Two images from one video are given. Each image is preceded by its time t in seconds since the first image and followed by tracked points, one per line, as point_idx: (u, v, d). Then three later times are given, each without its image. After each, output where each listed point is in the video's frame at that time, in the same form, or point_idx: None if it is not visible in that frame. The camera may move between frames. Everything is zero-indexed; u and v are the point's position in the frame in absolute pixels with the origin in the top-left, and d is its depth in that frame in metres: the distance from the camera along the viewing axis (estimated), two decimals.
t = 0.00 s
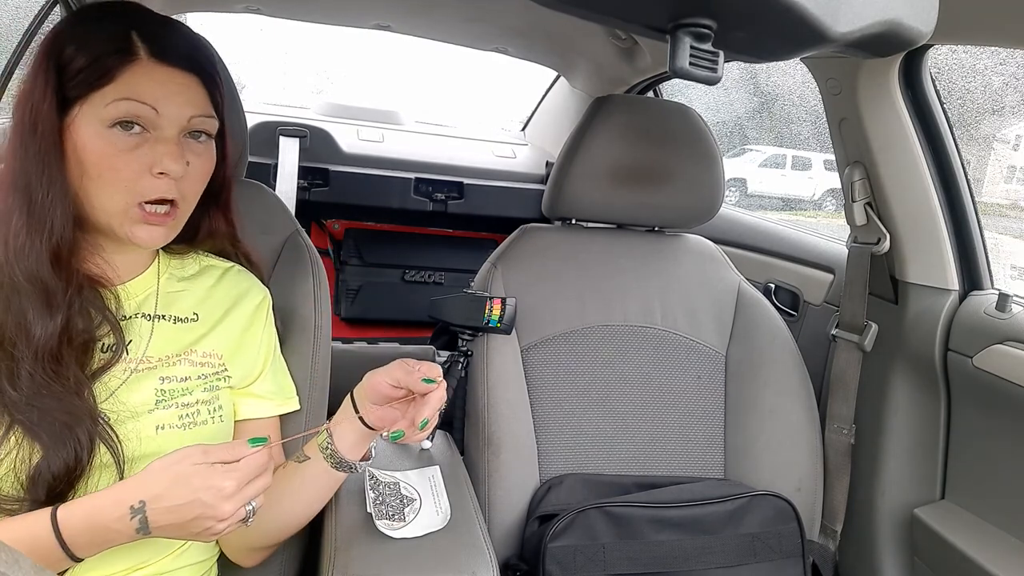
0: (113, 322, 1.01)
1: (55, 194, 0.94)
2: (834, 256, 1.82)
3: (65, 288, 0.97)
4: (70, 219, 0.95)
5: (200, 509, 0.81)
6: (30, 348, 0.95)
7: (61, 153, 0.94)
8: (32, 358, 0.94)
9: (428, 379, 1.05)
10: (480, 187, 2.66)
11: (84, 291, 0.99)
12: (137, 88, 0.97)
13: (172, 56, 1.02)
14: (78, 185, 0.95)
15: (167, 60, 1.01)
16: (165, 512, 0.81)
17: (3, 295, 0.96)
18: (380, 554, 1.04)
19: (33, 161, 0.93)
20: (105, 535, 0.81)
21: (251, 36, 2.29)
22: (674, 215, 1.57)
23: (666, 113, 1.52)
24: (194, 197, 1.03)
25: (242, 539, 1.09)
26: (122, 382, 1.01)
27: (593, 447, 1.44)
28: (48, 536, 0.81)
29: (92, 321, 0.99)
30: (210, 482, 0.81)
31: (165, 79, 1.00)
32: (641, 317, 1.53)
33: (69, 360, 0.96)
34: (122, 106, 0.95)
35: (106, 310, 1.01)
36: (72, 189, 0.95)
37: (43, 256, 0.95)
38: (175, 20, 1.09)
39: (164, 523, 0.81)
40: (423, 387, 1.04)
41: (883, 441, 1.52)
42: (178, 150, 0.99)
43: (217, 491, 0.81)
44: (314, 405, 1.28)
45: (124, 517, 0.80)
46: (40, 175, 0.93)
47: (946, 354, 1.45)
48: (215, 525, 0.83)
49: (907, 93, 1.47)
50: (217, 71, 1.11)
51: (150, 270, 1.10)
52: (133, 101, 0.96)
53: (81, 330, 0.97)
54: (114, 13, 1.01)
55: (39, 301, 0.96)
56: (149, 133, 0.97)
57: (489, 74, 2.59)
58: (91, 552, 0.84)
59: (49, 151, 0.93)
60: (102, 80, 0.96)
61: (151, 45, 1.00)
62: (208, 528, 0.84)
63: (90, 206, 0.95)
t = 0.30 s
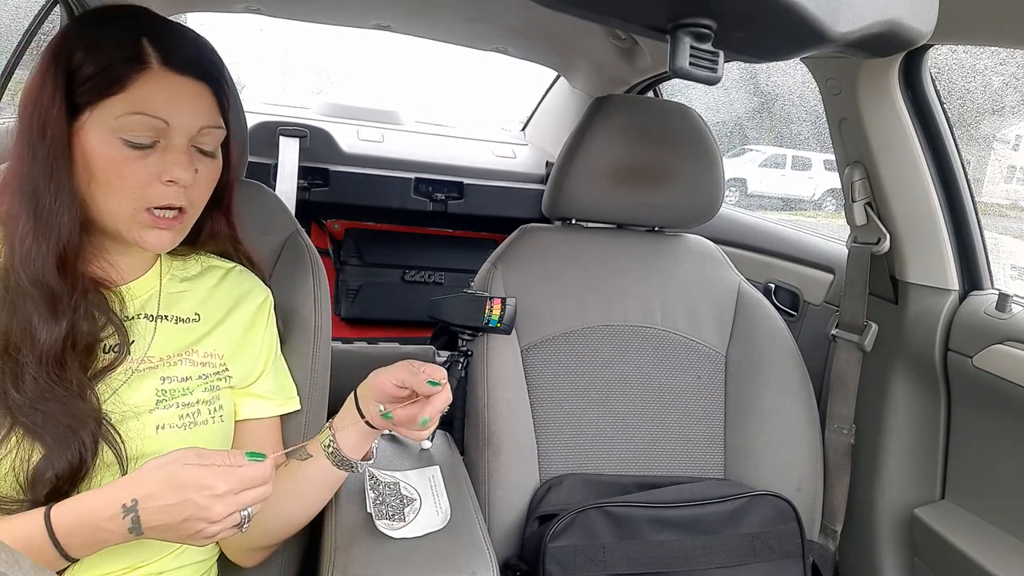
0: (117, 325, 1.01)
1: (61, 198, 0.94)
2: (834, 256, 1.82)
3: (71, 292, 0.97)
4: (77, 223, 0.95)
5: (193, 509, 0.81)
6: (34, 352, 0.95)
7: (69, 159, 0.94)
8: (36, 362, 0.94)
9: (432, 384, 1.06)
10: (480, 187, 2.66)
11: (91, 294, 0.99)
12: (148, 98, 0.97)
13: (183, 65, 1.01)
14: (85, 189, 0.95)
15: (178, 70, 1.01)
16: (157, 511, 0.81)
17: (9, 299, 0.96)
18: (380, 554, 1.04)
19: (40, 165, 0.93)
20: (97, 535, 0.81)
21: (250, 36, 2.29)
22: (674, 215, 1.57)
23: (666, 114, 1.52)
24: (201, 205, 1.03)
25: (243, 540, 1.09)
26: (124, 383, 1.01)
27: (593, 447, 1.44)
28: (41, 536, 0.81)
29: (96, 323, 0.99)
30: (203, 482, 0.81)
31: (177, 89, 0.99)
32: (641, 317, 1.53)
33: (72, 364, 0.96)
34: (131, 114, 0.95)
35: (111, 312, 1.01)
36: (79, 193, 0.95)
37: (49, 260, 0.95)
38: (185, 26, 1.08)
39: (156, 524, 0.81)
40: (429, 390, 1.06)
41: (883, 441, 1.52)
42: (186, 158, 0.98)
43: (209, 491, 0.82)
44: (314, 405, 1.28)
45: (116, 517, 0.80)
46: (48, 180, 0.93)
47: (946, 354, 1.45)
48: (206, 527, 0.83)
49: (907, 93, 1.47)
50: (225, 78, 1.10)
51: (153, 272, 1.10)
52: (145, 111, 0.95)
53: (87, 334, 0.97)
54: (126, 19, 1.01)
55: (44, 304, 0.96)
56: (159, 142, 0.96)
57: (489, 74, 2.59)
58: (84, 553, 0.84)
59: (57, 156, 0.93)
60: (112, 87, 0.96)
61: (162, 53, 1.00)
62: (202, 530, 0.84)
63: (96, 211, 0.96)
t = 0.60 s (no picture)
0: (126, 323, 1.01)
1: (76, 197, 0.94)
2: (834, 256, 1.82)
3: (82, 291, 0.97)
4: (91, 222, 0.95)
5: (219, 437, 0.73)
6: (47, 352, 0.94)
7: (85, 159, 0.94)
8: (50, 362, 0.94)
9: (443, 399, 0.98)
10: (480, 187, 2.66)
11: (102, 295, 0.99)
12: (166, 99, 0.97)
13: (198, 68, 1.02)
14: (100, 188, 0.95)
15: (194, 73, 1.01)
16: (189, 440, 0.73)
17: (20, 300, 0.95)
18: (380, 554, 1.04)
19: (55, 166, 0.93)
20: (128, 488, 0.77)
21: (250, 36, 2.29)
22: (674, 215, 1.57)
23: (666, 114, 1.52)
24: (213, 205, 1.04)
25: (245, 539, 1.08)
26: (130, 383, 1.02)
27: (593, 447, 1.44)
28: (68, 489, 0.77)
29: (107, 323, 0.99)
30: (232, 406, 0.73)
31: (194, 90, 1.00)
32: (641, 317, 1.53)
33: (85, 362, 0.96)
34: (149, 115, 0.95)
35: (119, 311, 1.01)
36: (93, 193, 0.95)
37: (61, 259, 0.95)
38: (195, 29, 1.08)
39: (182, 459, 0.73)
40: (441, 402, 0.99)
41: (883, 441, 1.52)
42: (202, 158, 0.99)
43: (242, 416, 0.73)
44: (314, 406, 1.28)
45: (142, 453, 0.74)
46: (63, 182, 0.93)
47: (946, 354, 1.45)
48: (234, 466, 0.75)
49: (907, 93, 1.47)
50: (234, 80, 1.11)
51: (157, 272, 1.10)
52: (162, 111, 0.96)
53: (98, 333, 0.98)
54: (141, 23, 1.01)
55: (57, 303, 0.95)
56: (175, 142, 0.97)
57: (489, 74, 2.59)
58: (117, 502, 0.79)
59: (72, 157, 0.93)
60: (130, 90, 0.96)
61: (178, 57, 1.01)
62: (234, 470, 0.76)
63: (110, 210, 0.96)
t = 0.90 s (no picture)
0: (139, 320, 1.02)
1: (96, 194, 0.94)
2: (834, 256, 1.82)
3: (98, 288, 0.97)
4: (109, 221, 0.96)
5: (226, 438, 0.80)
6: (64, 347, 0.94)
7: (105, 159, 0.94)
8: (67, 357, 0.94)
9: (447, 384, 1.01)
10: (479, 187, 2.66)
11: (117, 292, 0.99)
12: (187, 105, 0.98)
13: (218, 74, 1.02)
14: (119, 186, 0.96)
15: (215, 79, 1.02)
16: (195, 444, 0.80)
17: (35, 294, 0.95)
18: (380, 554, 1.04)
19: (76, 163, 0.93)
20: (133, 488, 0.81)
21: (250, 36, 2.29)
22: (674, 215, 1.57)
23: (666, 114, 1.52)
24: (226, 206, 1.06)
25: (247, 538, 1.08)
26: (140, 379, 1.03)
27: (592, 447, 1.44)
28: (77, 486, 0.79)
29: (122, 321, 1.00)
30: (243, 410, 0.82)
31: (214, 97, 1.00)
32: (641, 317, 1.53)
33: (100, 358, 0.97)
34: (169, 119, 0.96)
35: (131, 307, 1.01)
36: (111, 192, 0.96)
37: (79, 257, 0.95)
38: (211, 33, 1.08)
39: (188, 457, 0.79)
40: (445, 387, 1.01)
41: (884, 441, 1.52)
42: (219, 162, 1.00)
43: (252, 420, 0.82)
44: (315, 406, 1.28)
45: (150, 453, 0.79)
46: (84, 179, 0.93)
47: (946, 354, 1.45)
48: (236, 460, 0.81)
49: (907, 93, 1.47)
50: (249, 85, 1.12)
51: (164, 270, 1.10)
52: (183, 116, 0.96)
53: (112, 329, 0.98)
54: (164, 26, 1.01)
55: (74, 299, 0.95)
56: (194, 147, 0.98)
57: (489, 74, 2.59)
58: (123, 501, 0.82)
59: (93, 157, 0.93)
60: (154, 93, 0.96)
61: (200, 63, 1.01)
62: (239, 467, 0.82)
63: (128, 208, 0.97)
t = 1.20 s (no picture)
0: (132, 321, 1.02)
1: (96, 196, 0.94)
2: (834, 256, 1.82)
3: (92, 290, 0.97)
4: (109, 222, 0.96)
5: (201, 448, 0.80)
6: (55, 350, 0.94)
7: (110, 160, 0.94)
8: (57, 360, 0.94)
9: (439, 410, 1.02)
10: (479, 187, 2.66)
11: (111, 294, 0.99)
12: (195, 109, 0.98)
13: (226, 79, 1.03)
14: (121, 189, 0.96)
15: (223, 84, 1.03)
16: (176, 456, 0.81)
17: (30, 295, 0.94)
18: (380, 554, 1.04)
19: (78, 165, 0.93)
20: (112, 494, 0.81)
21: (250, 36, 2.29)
22: (674, 215, 1.57)
23: (666, 115, 1.52)
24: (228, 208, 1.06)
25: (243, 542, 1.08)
26: (134, 378, 1.02)
27: (592, 447, 1.44)
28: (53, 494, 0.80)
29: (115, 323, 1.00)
30: (218, 419, 0.81)
31: (222, 103, 1.01)
32: (641, 317, 1.53)
33: (92, 360, 0.97)
34: (178, 123, 0.96)
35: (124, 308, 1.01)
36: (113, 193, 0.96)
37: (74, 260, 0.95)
38: (216, 39, 1.08)
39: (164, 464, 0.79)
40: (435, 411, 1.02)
41: (884, 441, 1.52)
42: (223, 166, 1.01)
43: (227, 428, 0.81)
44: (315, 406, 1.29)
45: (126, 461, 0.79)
46: (86, 183, 0.93)
47: (946, 354, 1.45)
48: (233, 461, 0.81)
49: (907, 93, 1.47)
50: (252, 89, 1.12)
51: (157, 269, 1.10)
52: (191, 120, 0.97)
53: (104, 331, 0.98)
54: (172, 31, 1.01)
55: (70, 301, 0.95)
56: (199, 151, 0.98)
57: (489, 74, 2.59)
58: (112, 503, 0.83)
59: (98, 158, 0.93)
60: (162, 97, 0.96)
61: (209, 69, 1.01)
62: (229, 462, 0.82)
63: (128, 210, 0.97)
